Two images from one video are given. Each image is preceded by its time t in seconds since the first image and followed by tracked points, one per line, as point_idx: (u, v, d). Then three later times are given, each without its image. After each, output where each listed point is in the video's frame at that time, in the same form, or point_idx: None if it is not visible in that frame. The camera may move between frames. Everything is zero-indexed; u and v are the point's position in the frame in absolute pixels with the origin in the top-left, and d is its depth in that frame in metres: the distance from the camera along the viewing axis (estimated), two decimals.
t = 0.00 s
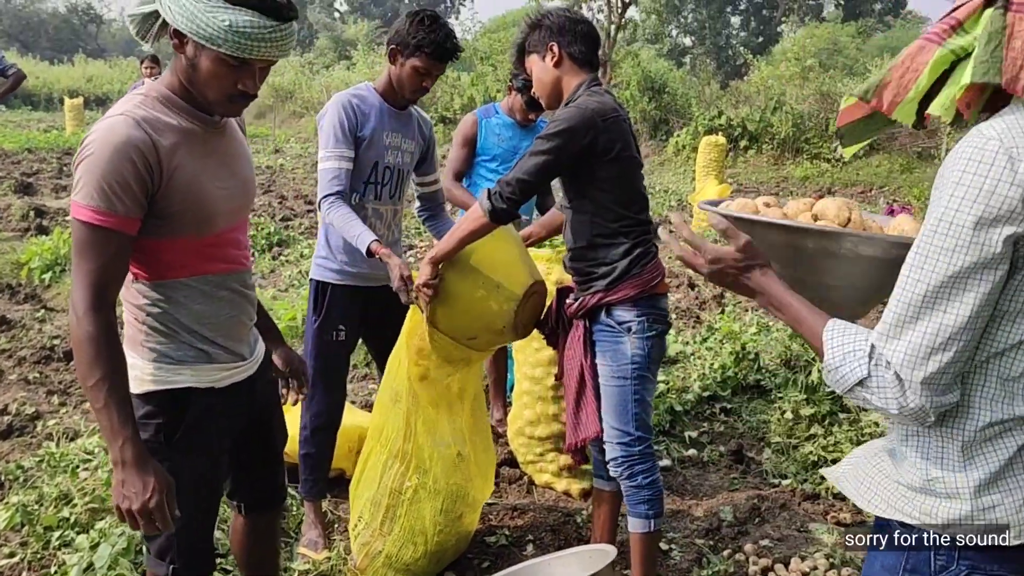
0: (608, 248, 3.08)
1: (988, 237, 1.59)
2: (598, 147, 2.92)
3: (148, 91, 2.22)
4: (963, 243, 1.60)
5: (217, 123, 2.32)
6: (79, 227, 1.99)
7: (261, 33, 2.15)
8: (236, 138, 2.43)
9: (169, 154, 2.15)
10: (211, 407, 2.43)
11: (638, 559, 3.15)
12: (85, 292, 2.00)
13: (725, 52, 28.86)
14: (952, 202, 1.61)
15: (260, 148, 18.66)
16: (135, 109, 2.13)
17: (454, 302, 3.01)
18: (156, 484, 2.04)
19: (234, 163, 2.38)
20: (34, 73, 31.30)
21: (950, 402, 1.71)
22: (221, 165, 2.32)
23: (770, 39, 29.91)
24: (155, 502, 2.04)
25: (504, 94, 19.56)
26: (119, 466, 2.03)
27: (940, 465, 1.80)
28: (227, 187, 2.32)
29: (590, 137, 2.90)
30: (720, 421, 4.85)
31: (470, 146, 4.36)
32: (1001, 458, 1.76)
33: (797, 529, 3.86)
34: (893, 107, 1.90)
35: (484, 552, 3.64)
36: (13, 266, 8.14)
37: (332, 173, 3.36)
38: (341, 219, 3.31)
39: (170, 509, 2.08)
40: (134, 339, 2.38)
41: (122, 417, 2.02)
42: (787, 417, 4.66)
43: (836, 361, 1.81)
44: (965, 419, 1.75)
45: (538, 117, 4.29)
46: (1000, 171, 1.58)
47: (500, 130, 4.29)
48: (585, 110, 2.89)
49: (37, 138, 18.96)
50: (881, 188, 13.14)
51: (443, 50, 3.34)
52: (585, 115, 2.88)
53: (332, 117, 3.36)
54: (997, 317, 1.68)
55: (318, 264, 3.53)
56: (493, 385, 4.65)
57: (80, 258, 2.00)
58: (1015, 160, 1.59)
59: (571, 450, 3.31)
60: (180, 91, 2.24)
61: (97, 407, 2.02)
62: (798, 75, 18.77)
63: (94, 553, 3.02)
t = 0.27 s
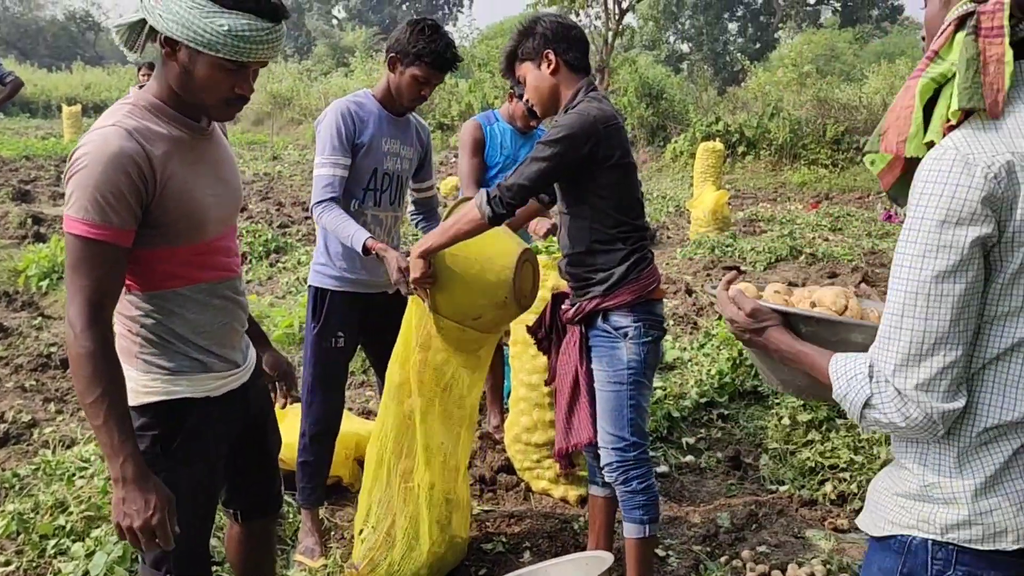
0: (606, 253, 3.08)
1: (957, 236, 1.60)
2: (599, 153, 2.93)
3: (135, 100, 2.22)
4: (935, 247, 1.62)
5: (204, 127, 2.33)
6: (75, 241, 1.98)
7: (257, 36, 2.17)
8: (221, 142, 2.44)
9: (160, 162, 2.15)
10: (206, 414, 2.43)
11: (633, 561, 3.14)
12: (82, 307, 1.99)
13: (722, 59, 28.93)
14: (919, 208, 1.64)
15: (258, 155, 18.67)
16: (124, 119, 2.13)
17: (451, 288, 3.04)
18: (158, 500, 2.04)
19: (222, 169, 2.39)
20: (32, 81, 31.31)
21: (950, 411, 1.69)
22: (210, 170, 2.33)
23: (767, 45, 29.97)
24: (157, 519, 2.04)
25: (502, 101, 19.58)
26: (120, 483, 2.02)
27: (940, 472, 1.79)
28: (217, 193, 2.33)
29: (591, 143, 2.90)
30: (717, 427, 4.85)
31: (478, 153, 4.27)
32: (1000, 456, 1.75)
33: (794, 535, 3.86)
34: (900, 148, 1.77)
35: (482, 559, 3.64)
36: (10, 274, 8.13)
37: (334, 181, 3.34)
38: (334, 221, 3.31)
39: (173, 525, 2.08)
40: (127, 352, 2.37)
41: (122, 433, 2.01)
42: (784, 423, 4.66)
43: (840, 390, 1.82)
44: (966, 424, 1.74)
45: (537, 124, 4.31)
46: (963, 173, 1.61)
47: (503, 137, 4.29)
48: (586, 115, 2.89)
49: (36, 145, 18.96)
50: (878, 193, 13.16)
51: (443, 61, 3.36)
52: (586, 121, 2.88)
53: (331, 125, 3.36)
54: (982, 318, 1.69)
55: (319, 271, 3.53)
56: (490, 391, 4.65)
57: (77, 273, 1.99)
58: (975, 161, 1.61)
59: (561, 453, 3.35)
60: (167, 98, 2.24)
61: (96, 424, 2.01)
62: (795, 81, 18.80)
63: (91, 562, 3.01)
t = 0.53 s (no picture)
0: (605, 259, 3.09)
1: (927, 232, 1.69)
2: (604, 159, 2.94)
3: (130, 106, 2.21)
4: (908, 243, 1.71)
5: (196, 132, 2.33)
6: (77, 252, 1.97)
7: (258, 36, 2.20)
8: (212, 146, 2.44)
9: (159, 169, 2.15)
10: (204, 420, 2.43)
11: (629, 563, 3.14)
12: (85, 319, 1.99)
13: (721, 62, 28.96)
14: (890, 208, 1.74)
15: (257, 159, 18.66)
16: (122, 126, 2.13)
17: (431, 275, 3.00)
18: (163, 511, 2.08)
19: (216, 173, 2.39)
20: (31, 86, 31.32)
21: (939, 402, 1.74)
22: (205, 176, 2.33)
23: (766, 49, 30.00)
24: (163, 531, 2.08)
25: (501, 105, 19.59)
26: (124, 496, 2.04)
27: (940, 469, 1.82)
28: (212, 199, 2.33)
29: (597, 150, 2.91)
30: (716, 431, 4.85)
31: (485, 158, 4.27)
32: (997, 450, 1.77)
33: (792, 539, 3.86)
34: (852, 158, 2.02)
35: (480, 563, 3.64)
36: (9, 278, 8.12)
37: (319, 184, 3.38)
38: (320, 219, 3.33)
39: (177, 535, 2.11)
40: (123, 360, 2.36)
41: (126, 447, 2.03)
42: (783, 426, 4.65)
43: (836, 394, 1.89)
44: (960, 418, 1.78)
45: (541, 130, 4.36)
46: (930, 173, 1.71)
47: (510, 143, 4.31)
48: (594, 122, 2.89)
49: (35, 150, 18.96)
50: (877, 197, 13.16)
51: (440, 68, 3.37)
52: (593, 128, 2.89)
53: (325, 132, 3.37)
54: (963, 313, 1.76)
55: (317, 276, 3.54)
56: (489, 396, 4.65)
57: (79, 284, 1.99)
58: (940, 160, 1.71)
59: (554, 456, 3.37)
60: (162, 103, 2.24)
61: (99, 438, 2.02)
62: (794, 85, 18.82)
63: (89, 567, 3.01)
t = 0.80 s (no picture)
0: (611, 262, 3.08)
1: (915, 230, 1.83)
2: (614, 165, 2.94)
3: (130, 108, 2.20)
4: (898, 240, 1.85)
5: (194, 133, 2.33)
6: (87, 253, 1.96)
7: (257, 35, 2.20)
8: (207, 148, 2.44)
9: (162, 170, 2.15)
10: (204, 423, 2.43)
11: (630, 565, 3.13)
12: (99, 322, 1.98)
13: (721, 65, 28.97)
14: (883, 208, 1.88)
15: (257, 162, 18.66)
16: (124, 127, 2.12)
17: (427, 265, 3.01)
18: (189, 510, 2.07)
19: (212, 174, 2.39)
20: (31, 89, 31.32)
21: (933, 386, 1.87)
22: (205, 177, 2.32)
23: (765, 51, 30.01)
24: (190, 530, 2.06)
25: (500, 107, 19.59)
26: (148, 497, 2.02)
27: (937, 448, 1.93)
28: (212, 200, 2.33)
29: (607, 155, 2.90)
30: (716, 433, 4.84)
31: (490, 156, 4.26)
32: (992, 431, 1.88)
33: (794, 541, 3.85)
34: (868, 164, 2.18)
35: (481, 565, 3.63)
36: (9, 281, 8.11)
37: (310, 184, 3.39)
38: (309, 219, 3.34)
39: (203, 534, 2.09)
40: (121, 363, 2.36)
41: (145, 448, 2.02)
42: (783, 428, 4.64)
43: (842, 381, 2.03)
44: (953, 403, 1.90)
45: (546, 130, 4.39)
46: (921, 174, 1.84)
47: (515, 144, 4.31)
48: (604, 129, 2.88)
49: (35, 153, 18.95)
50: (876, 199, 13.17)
51: (435, 70, 3.36)
52: (604, 135, 2.88)
53: (316, 134, 3.38)
54: (956, 306, 1.88)
55: (313, 277, 3.54)
56: (489, 397, 4.64)
57: (91, 286, 1.97)
58: (928, 164, 1.85)
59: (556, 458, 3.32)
60: (161, 104, 2.23)
61: (119, 440, 2.00)
62: (793, 86, 18.82)
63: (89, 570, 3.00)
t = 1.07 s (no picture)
0: (618, 265, 3.08)
1: (913, 216, 1.95)
2: (623, 168, 2.93)
3: (130, 108, 2.20)
4: (899, 225, 1.98)
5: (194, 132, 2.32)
6: (91, 253, 1.95)
7: (258, 36, 2.20)
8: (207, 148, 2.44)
9: (163, 169, 2.15)
10: (203, 425, 2.43)
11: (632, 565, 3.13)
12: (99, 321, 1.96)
13: (720, 65, 28.99)
14: (887, 194, 2.00)
15: (256, 163, 18.64)
16: (126, 127, 2.12)
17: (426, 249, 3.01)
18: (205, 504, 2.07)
19: (212, 174, 2.39)
20: (30, 90, 31.30)
21: (933, 358, 1.99)
22: (205, 177, 2.33)
23: (764, 52, 30.03)
24: (208, 523, 2.06)
25: (499, 107, 19.59)
26: (164, 494, 2.03)
27: (940, 416, 2.06)
28: (212, 200, 2.33)
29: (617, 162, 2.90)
30: (717, 433, 4.84)
31: (491, 156, 4.26)
32: (991, 401, 2.00)
33: (794, 541, 3.85)
34: (883, 156, 2.25)
35: (481, 566, 3.63)
36: (9, 282, 8.10)
37: (304, 185, 3.44)
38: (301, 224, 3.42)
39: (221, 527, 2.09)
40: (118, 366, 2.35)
41: (157, 445, 2.02)
42: (784, 428, 4.64)
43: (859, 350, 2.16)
44: (955, 372, 2.03)
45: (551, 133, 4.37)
46: (921, 163, 1.96)
47: (518, 143, 4.29)
48: (614, 133, 2.87)
49: (34, 154, 18.94)
50: (875, 199, 13.17)
51: (431, 71, 3.36)
52: (614, 138, 2.87)
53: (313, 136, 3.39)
54: (958, 283, 2.00)
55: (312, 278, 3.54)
56: (490, 398, 4.64)
57: (96, 285, 1.96)
58: (928, 153, 1.96)
59: (561, 459, 3.31)
60: (161, 104, 2.23)
61: (131, 438, 2.00)
62: (792, 87, 18.83)
63: (89, 571, 3.00)
